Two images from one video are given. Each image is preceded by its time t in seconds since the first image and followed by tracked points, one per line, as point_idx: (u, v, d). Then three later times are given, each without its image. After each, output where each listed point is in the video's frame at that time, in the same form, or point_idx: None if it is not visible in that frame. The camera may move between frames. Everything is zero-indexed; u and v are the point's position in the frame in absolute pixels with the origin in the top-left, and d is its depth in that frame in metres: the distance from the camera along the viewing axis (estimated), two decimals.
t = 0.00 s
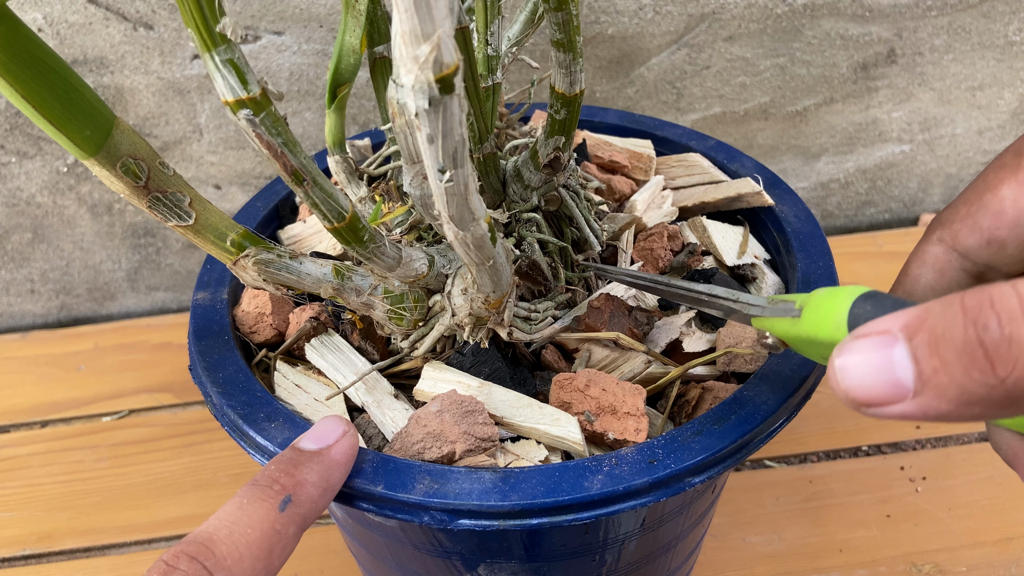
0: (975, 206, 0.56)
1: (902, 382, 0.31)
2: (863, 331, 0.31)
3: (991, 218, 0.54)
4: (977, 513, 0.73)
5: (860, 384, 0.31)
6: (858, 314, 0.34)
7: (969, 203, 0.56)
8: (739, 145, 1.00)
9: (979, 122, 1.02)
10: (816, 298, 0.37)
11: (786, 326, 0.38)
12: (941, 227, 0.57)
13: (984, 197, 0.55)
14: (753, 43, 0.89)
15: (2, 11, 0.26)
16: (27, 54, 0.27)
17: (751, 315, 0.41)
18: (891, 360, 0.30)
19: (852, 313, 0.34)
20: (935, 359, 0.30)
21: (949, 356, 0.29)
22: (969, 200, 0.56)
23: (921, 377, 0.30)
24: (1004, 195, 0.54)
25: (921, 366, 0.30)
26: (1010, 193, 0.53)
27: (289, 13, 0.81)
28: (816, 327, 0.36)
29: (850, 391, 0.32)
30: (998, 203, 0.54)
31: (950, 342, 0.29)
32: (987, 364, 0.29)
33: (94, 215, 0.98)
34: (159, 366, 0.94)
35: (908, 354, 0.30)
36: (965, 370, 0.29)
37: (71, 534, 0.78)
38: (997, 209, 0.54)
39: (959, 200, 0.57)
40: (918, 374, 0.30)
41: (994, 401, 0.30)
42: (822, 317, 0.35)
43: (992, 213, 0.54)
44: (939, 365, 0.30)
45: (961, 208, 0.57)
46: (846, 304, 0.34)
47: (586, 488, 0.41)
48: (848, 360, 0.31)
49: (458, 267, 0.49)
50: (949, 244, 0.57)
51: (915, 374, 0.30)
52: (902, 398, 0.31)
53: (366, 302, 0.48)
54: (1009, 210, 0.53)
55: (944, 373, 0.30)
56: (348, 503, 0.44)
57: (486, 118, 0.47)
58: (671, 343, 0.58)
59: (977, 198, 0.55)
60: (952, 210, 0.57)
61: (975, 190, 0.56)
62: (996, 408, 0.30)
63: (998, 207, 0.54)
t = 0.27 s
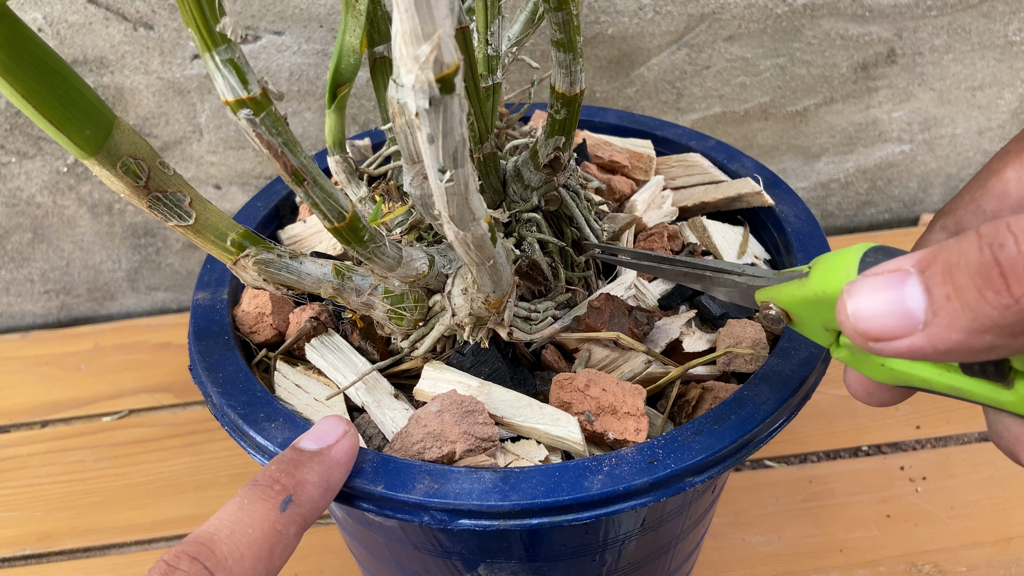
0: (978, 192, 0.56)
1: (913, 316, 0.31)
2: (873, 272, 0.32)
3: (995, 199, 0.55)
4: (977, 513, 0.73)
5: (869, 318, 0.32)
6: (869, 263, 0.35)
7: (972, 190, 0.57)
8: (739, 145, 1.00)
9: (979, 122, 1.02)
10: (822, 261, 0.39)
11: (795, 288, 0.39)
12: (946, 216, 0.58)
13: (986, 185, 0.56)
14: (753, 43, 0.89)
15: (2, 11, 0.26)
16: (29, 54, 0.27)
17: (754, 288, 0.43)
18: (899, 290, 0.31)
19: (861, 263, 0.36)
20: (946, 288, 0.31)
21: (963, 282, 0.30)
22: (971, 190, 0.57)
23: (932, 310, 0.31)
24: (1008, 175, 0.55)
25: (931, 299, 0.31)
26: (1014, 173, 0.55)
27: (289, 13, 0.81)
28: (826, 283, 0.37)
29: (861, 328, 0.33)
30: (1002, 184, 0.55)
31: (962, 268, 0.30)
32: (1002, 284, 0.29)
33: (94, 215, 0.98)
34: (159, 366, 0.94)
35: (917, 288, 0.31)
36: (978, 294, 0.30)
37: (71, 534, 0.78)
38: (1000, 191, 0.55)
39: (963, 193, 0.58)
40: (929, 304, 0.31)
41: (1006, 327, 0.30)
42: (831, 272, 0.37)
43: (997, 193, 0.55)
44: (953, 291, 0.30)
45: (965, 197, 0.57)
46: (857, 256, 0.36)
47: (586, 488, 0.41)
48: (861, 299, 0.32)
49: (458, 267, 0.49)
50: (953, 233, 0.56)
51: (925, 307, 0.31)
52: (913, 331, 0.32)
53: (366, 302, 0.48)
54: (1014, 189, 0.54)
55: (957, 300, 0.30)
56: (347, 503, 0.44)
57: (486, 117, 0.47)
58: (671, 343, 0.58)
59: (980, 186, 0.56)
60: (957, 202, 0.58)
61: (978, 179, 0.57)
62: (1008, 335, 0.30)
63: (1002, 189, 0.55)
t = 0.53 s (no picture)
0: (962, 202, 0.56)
1: (894, 328, 0.31)
2: (856, 284, 0.32)
3: (977, 209, 0.55)
4: (977, 513, 0.73)
5: (851, 329, 0.32)
6: (853, 274, 0.36)
7: (957, 201, 0.57)
8: (739, 145, 1.00)
9: (979, 122, 1.02)
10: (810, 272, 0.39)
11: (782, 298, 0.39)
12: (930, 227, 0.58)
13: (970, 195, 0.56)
14: (753, 43, 0.89)
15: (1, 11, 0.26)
16: (29, 54, 0.27)
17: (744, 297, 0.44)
18: (879, 304, 0.31)
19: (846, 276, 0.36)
20: (925, 301, 0.31)
21: (941, 296, 0.30)
22: (955, 201, 0.57)
23: (912, 321, 0.31)
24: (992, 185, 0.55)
25: (911, 311, 0.31)
26: (997, 184, 0.55)
27: (289, 13, 0.81)
28: (811, 292, 0.37)
29: (845, 340, 0.33)
30: (985, 195, 0.55)
31: (941, 282, 0.30)
32: (978, 299, 0.29)
33: (94, 215, 0.98)
34: (159, 366, 0.94)
35: (898, 301, 0.31)
36: (957, 306, 0.30)
37: (71, 534, 0.78)
38: (983, 201, 0.55)
39: (948, 204, 0.58)
40: (910, 317, 0.31)
41: (985, 339, 0.30)
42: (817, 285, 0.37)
43: (979, 203, 0.55)
44: (932, 304, 0.30)
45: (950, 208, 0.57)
46: (842, 268, 0.37)
47: (586, 488, 0.41)
48: (843, 312, 0.32)
49: (458, 267, 0.49)
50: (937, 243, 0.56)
51: (906, 320, 0.31)
52: (894, 343, 0.32)
53: (366, 302, 0.48)
54: (997, 199, 0.54)
55: (936, 313, 0.30)
56: (348, 503, 0.44)
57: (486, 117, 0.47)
58: (671, 343, 0.58)
59: (964, 197, 0.56)
60: (941, 213, 0.58)
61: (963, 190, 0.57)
62: (987, 347, 0.30)
63: (984, 200, 0.55)
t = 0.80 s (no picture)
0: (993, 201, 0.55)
1: (914, 370, 0.31)
2: (874, 320, 0.32)
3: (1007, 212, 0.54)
4: (977, 513, 0.73)
5: (872, 368, 0.32)
6: (873, 299, 0.34)
7: (987, 200, 0.56)
8: (739, 145, 1.00)
9: (979, 122, 1.02)
10: (829, 285, 0.38)
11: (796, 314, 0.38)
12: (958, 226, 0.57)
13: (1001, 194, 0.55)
14: (753, 43, 0.89)
15: (1, 10, 0.26)
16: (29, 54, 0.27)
17: (756, 306, 0.42)
18: (906, 347, 0.30)
19: (866, 301, 0.34)
20: (949, 346, 0.30)
21: (965, 343, 0.30)
22: (987, 200, 0.56)
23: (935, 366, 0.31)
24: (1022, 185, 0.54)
25: (933, 356, 0.31)
26: None
27: (289, 13, 0.81)
28: (827, 313, 0.36)
29: (865, 378, 0.33)
30: (1014, 196, 0.54)
31: (966, 329, 0.30)
32: (1005, 351, 0.29)
33: (94, 215, 0.98)
34: (159, 366, 0.94)
35: (921, 342, 0.31)
36: (981, 355, 0.30)
37: (71, 534, 0.78)
38: (1013, 203, 0.54)
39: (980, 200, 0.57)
40: (932, 360, 0.31)
41: (1010, 387, 0.30)
42: (835, 305, 0.36)
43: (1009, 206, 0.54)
44: (956, 351, 0.30)
45: (980, 206, 0.57)
46: (862, 290, 0.35)
47: (586, 488, 0.41)
48: (861, 349, 0.32)
49: (458, 267, 0.49)
50: (963, 244, 0.57)
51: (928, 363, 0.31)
52: (916, 383, 0.32)
53: (366, 302, 0.48)
54: None
55: (960, 359, 0.30)
56: (347, 503, 0.44)
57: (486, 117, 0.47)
58: (671, 343, 0.58)
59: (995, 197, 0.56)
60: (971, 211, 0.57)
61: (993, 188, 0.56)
62: (1011, 393, 0.30)
63: (1014, 202, 0.54)
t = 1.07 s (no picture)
0: None
1: None
2: (991, 349, 0.28)
3: None
4: (978, 513, 0.73)
5: (992, 404, 0.28)
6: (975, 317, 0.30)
7: None
8: (739, 145, 1.00)
9: (979, 122, 1.02)
10: (922, 298, 0.33)
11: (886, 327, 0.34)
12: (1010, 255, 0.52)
13: None
14: (753, 43, 0.89)
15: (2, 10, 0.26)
16: (29, 54, 0.27)
17: (836, 312, 0.37)
18: None
19: (969, 320, 0.30)
20: None
21: None
22: None
23: None
24: None
25: None
26: None
27: (289, 13, 0.81)
28: (921, 329, 0.32)
29: (981, 418, 0.29)
30: None
31: None
32: None
33: (94, 215, 0.98)
34: (159, 366, 0.94)
35: None
36: None
37: (71, 534, 0.78)
38: None
39: None
40: None
41: None
42: (930, 322, 0.32)
43: None
44: None
45: None
46: (963, 308, 0.31)
47: (586, 488, 0.41)
48: (981, 382, 0.28)
49: (458, 267, 0.49)
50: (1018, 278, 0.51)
51: None
52: None
53: (366, 302, 0.48)
54: None
55: None
56: (348, 502, 0.44)
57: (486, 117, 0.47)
58: (671, 343, 0.58)
59: None
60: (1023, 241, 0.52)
61: None
62: None
63: None
